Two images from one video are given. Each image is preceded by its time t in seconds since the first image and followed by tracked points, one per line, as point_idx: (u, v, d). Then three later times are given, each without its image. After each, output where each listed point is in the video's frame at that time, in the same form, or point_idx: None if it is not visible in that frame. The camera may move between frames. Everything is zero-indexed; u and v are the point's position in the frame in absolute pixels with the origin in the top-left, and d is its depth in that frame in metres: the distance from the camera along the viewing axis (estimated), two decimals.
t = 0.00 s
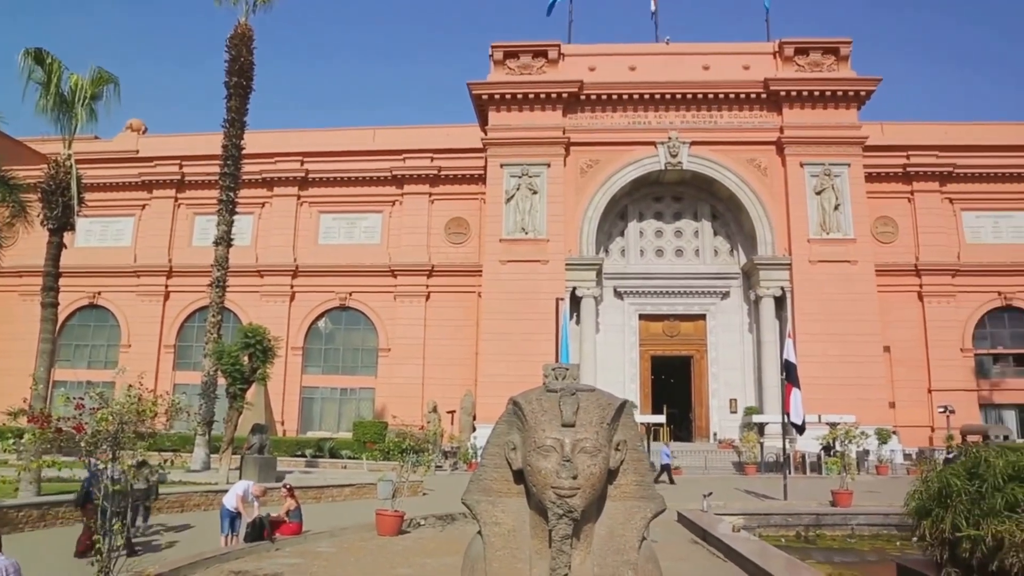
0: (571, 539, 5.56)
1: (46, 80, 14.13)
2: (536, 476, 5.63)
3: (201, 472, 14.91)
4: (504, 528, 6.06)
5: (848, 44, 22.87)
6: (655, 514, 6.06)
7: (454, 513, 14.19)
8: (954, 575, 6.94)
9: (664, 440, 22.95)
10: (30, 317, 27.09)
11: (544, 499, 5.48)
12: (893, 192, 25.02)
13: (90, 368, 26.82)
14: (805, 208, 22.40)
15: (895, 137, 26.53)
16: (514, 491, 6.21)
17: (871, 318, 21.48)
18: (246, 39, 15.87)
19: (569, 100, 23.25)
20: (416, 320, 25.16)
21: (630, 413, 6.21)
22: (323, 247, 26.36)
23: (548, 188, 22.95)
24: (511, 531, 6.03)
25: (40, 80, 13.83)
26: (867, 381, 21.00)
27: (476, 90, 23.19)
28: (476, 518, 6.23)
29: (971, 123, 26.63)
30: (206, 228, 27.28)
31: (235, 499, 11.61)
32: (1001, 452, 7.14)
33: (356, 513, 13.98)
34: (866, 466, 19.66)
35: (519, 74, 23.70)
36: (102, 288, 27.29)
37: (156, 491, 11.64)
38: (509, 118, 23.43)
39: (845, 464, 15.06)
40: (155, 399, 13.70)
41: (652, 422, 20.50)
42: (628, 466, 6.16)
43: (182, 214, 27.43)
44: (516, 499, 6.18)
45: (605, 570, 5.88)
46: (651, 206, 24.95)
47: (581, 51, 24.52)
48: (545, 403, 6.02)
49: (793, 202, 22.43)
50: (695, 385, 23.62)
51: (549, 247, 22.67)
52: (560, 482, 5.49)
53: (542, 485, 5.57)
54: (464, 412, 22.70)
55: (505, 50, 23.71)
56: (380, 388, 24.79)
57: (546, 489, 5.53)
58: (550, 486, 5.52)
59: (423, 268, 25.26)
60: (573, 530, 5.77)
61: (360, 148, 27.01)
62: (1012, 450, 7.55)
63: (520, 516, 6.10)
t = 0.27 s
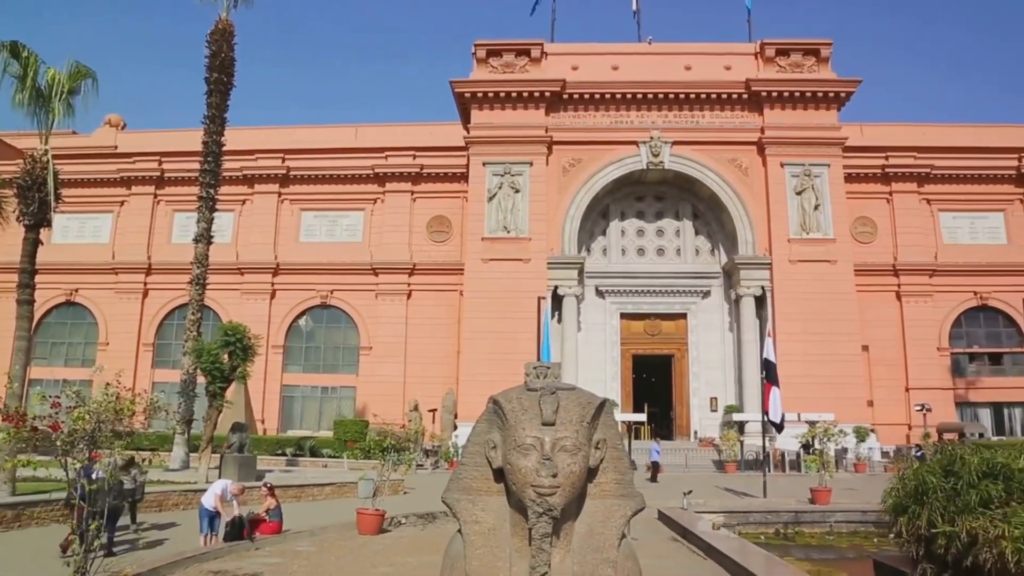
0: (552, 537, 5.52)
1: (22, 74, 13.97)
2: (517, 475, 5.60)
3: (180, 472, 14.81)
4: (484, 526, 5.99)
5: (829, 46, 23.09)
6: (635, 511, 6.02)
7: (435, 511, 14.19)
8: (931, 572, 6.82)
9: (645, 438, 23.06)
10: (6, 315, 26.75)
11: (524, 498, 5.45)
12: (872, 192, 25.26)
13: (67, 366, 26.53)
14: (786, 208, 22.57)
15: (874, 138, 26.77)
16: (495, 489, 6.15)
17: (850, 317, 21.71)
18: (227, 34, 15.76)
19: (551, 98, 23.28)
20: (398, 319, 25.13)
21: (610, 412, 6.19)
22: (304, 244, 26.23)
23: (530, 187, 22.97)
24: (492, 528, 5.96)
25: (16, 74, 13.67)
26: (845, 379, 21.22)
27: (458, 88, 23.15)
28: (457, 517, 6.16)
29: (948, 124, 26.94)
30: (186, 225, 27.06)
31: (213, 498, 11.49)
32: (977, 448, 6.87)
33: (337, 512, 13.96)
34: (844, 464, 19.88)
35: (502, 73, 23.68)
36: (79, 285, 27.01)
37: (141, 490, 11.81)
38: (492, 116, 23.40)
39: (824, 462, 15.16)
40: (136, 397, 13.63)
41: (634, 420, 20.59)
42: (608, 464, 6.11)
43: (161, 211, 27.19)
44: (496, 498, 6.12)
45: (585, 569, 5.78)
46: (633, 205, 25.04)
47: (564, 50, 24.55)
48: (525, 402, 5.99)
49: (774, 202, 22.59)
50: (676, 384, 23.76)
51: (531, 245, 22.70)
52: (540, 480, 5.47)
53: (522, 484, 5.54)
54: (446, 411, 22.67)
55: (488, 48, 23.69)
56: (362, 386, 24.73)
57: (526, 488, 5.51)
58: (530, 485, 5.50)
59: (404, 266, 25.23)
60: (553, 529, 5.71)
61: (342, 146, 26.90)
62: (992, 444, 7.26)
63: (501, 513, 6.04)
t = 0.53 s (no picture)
0: (531, 535, 5.43)
1: None
2: (496, 473, 5.51)
3: (159, 471, 14.72)
4: (463, 526, 5.87)
5: (809, 48, 23.32)
6: (615, 511, 5.92)
7: (416, 510, 14.19)
8: (906, 568, 6.80)
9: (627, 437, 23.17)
10: None
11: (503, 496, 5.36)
12: (851, 193, 25.50)
13: (43, 365, 26.21)
14: (766, 209, 22.76)
15: (854, 139, 27.03)
16: (474, 488, 6.04)
17: (829, 316, 21.93)
18: (207, 30, 15.63)
19: (534, 97, 23.31)
20: (379, 317, 25.08)
21: (589, 411, 6.11)
22: (285, 242, 26.08)
23: (512, 186, 23.00)
24: (471, 528, 5.85)
25: None
26: (824, 378, 21.46)
27: (441, 86, 23.11)
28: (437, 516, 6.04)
29: (926, 126, 27.26)
30: (165, 223, 26.83)
31: (190, 498, 11.39)
32: (953, 446, 6.77)
33: (317, 512, 13.92)
34: (823, 462, 20.11)
35: (484, 72, 23.67)
36: (56, 283, 26.70)
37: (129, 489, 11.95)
38: (475, 115, 23.38)
39: (802, 460, 15.33)
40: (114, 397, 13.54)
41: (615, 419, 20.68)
42: (588, 462, 6.01)
43: (140, 208, 26.93)
44: (475, 497, 6.01)
45: (564, 568, 5.70)
46: (614, 205, 25.12)
47: (547, 49, 24.58)
48: (505, 401, 5.90)
49: (754, 203, 22.77)
50: (657, 383, 23.88)
51: (513, 244, 22.73)
52: (520, 479, 5.38)
53: (502, 482, 5.45)
54: (428, 411, 22.32)
55: (471, 47, 23.67)
56: (343, 385, 24.65)
57: (506, 487, 5.43)
58: (509, 483, 5.43)
59: (386, 265, 25.18)
60: (531, 527, 5.58)
61: (324, 143, 26.78)
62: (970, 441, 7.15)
63: (480, 512, 5.92)
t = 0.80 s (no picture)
0: (508, 534, 5.38)
1: None
2: (474, 473, 5.44)
3: (137, 471, 14.60)
4: (441, 525, 5.80)
5: (789, 50, 23.55)
6: (593, 509, 5.87)
7: (397, 509, 14.19)
8: (882, 564, 6.90)
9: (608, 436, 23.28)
10: None
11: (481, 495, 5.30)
12: (830, 194, 25.75)
13: (18, 364, 25.91)
14: (746, 209, 22.94)
15: (833, 140, 27.27)
16: (453, 487, 5.95)
17: (808, 316, 22.16)
18: (187, 25, 15.49)
19: (516, 97, 23.33)
20: (360, 316, 25.02)
21: (568, 409, 6.03)
22: (266, 240, 25.93)
23: (494, 185, 23.01)
24: (449, 527, 5.77)
25: None
26: (803, 377, 21.69)
27: (423, 85, 23.07)
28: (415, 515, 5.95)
29: (905, 128, 27.56)
30: (144, 220, 26.60)
31: (168, 499, 11.27)
32: (929, 443, 6.80)
33: (298, 512, 13.88)
34: (801, 460, 20.33)
35: (467, 70, 23.66)
36: (33, 280, 26.39)
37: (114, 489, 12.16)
38: (457, 114, 23.37)
39: (782, 458, 15.49)
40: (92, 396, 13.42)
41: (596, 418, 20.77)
42: (563, 462, 5.95)
43: (118, 205, 26.66)
44: (454, 496, 5.93)
45: (541, 566, 5.63)
46: (596, 204, 25.21)
47: (529, 48, 24.60)
48: (482, 401, 5.81)
49: (735, 203, 22.94)
50: (638, 382, 24.00)
51: (495, 243, 22.76)
52: (497, 478, 5.32)
53: (479, 482, 5.38)
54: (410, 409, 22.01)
55: (454, 45, 23.65)
56: (324, 384, 24.56)
57: (484, 487, 5.36)
58: (487, 483, 5.36)
59: (367, 263, 25.12)
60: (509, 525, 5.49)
61: (305, 141, 26.64)
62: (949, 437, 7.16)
63: (459, 511, 5.85)
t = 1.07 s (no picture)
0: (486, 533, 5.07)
1: None
2: (451, 471, 5.12)
3: (114, 471, 14.46)
4: (418, 525, 5.45)
5: (769, 51, 23.75)
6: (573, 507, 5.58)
7: (377, 509, 14.17)
8: (857, 561, 6.75)
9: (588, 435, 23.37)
10: None
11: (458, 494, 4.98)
12: (809, 194, 25.99)
13: None
14: (726, 209, 23.10)
15: (812, 141, 27.51)
16: (430, 485, 5.60)
17: (786, 316, 22.38)
18: (166, 21, 15.34)
19: (498, 95, 23.33)
20: (340, 315, 24.94)
21: (547, 405, 5.73)
22: (246, 238, 25.77)
23: (476, 184, 23.01)
24: (426, 527, 5.43)
25: None
26: (782, 376, 21.91)
27: (405, 83, 23.01)
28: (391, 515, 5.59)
29: (883, 130, 27.86)
30: (122, 217, 26.35)
31: (144, 499, 11.13)
32: (903, 442, 6.76)
33: (276, 511, 13.82)
34: (780, 459, 20.54)
35: (449, 69, 23.62)
36: (8, 278, 26.06)
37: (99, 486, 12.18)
38: (438, 112, 23.34)
39: (760, 456, 15.63)
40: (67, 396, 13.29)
41: (577, 417, 20.86)
42: (543, 459, 5.62)
43: (96, 202, 26.39)
44: (431, 495, 5.58)
45: (518, 565, 5.32)
46: (577, 204, 25.28)
47: (511, 47, 24.60)
48: (461, 399, 5.45)
49: (715, 203, 23.10)
50: (618, 381, 24.10)
51: (476, 242, 22.77)
52: (475, 476, 5.00)
53: (456, 480, 5.06)
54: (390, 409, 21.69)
55: (436, 43, 23.61)
56: (304, 383, 24.46)
57: (461, 485, 5.04)
58: (464, 482, 5.03)
59: (348, 262, 25.05)
60: (487, 522, 5.16)
61: (285, 138, 26.49)
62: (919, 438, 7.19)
63: (436, 510, 5.50)
